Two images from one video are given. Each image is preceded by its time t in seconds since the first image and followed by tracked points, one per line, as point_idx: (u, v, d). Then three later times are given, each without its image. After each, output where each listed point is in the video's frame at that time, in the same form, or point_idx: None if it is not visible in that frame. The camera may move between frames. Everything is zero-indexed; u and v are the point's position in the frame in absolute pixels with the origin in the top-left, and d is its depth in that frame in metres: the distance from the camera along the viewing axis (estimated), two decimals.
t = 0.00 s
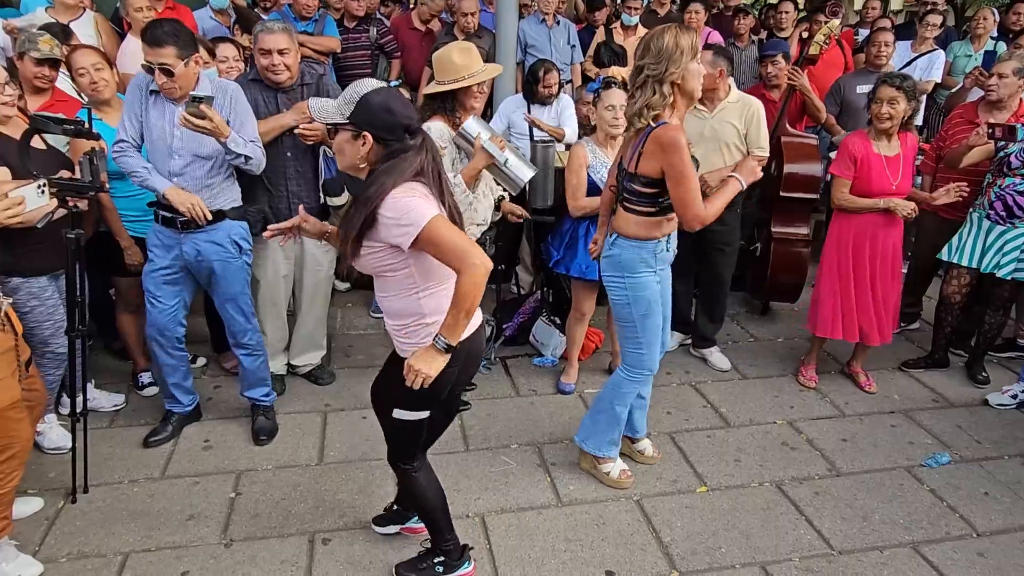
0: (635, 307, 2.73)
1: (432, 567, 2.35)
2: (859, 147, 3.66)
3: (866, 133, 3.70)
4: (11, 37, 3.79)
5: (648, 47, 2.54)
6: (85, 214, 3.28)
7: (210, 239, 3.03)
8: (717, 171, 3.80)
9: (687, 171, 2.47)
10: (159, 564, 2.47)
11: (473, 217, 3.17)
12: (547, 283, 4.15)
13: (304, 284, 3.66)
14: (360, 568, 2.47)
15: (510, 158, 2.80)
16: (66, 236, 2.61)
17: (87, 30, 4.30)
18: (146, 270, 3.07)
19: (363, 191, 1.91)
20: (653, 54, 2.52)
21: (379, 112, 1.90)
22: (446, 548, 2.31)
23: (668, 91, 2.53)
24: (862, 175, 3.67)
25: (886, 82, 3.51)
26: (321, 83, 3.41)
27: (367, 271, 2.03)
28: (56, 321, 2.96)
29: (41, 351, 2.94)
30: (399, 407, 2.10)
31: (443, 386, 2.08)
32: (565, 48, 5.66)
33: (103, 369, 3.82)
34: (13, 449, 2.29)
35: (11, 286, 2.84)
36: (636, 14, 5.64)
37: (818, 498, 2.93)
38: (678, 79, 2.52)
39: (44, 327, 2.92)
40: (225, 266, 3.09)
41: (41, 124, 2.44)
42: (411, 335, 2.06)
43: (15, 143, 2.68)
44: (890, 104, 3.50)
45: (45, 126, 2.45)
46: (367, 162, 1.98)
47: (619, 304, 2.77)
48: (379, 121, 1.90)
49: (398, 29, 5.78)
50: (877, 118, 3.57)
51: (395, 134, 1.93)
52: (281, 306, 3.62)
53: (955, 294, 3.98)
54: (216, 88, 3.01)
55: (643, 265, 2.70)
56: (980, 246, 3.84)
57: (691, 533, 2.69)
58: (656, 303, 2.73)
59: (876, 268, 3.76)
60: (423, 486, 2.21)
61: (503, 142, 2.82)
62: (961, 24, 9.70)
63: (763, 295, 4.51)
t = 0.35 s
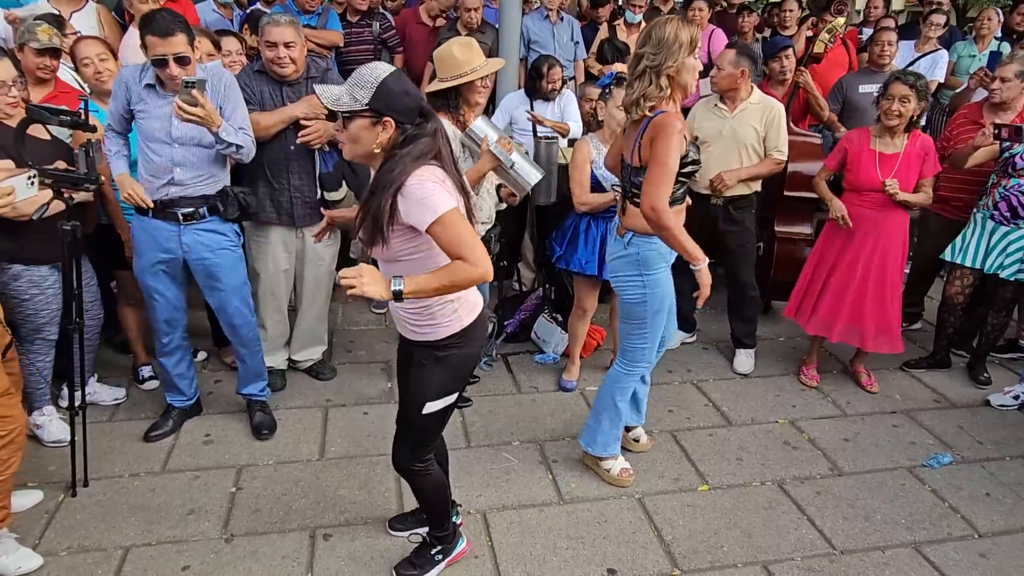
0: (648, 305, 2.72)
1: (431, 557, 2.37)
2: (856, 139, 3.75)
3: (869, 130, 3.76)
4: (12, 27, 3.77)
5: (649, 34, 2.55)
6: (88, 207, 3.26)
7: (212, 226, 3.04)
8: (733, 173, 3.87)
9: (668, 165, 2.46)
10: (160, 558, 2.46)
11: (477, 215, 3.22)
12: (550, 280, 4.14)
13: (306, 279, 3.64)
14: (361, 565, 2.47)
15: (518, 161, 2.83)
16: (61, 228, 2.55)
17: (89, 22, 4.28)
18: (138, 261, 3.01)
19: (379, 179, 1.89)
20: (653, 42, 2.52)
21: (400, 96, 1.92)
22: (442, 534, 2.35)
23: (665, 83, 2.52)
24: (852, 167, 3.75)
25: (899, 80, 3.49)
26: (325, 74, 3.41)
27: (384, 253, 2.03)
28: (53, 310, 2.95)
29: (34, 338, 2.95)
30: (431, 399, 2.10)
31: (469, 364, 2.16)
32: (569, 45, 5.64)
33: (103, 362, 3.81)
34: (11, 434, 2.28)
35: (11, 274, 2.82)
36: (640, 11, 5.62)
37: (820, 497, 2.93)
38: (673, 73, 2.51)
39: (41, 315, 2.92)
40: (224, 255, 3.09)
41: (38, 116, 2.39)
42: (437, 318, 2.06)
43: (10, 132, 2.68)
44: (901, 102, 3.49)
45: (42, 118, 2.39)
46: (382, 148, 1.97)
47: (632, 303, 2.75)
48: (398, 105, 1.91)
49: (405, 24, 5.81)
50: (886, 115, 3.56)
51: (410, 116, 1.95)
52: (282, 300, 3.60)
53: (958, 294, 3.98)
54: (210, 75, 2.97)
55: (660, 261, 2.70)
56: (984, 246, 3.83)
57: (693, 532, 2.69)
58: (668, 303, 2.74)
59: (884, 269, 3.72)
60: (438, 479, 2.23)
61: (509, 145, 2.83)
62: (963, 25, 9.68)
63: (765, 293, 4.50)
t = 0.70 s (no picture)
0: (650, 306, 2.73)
1: (439, 554, 2.36)
2: (865, 141, 3.83)
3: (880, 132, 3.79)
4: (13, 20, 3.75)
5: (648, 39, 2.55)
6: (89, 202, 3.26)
7: (217, 226, 3.04)
8: (770, 182, 3.82)
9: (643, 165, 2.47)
10: (158, 555, 2.45)
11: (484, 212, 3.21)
12: (551, 279, 4.14)
13: (306, 277, 3.64)
14: (360, 563, 2.46)
15: (524, 160, 2.90)
16: (61, 223, 2.55)
17: (92, 16, 4.28)
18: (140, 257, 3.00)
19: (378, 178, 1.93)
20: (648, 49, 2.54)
21: (383, 88, 1.88)
22: (448, 529, 2.35)
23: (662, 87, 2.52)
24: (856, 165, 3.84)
25: (903, 80, 3.50)
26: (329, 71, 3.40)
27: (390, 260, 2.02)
28: (57, 307, 2.95)
29: (39, 336, 2.94)
30: (413, 397, 2.10)
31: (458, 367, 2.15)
32: (571, 43, 5.63)
33: (102, 358, 3.80)
34: None
35: (13, 271, 2.82)
36: (643, 11, 5.61)
37: (820, 498, 2.93)
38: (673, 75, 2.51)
39: (45, 312, 2.92)
40: (226, 255, 3.08)
41: (35, 109, 2.38)
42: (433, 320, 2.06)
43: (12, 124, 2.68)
44: (903, 101, 3.49)
45: (39, 112, 2.38)
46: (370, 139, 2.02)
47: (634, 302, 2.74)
48: (383, 98, 1.88)
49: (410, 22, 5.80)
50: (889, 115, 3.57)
51: (396, 111, 1.90)
52: (282, 297, 3.60)
53: (959, 296, 3.98)
54: (213, 76, 2.99)
55: (660, 263, 2.71)
56: (985, 249, 3.83)
57: (693, 532, 2.69)
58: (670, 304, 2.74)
59: (886, 269, 3.72)
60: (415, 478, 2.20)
61: (516, 142, 2.88)
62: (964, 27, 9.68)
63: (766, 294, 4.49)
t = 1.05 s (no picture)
0: (639, 301, 2.72)
1: (433, 558, 2.36)
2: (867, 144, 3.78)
3: (883, 134, 3.76)
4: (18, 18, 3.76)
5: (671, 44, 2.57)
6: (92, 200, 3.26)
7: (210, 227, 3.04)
8: (773, 183, 3.82)
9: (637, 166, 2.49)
10: (161, 552, 2.46)
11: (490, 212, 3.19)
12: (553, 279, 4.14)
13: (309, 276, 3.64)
14: (362, 561, 2.47)
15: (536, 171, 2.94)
16: (66, 222, 2.56)
17: (96, 15, 4.29)
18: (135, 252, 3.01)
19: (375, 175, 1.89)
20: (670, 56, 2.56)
21: (382, 87, 1.89)
22: (450, 537, 2.33)
23: (676, 92, 2.56)
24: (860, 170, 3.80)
25: (910, 84, 3.48)
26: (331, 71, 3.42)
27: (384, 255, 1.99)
28: (58, 305, 2.95)
29: (39, 332, 2.94)
30: (438, 394, 2.08)
31: (473, 361, 2.13)
32: (574, 44, 5.63)
33: (105, 355, 3.81)
34: (23, 427, 2.27)
35: (15, 268, 2.82)
36: (646, 11, 5.61)
37: (821, 500, 2.93)
38: (687, 80, 2.53)
39: (46, 308, 2.92)
40: (219, 254, 3.08)
41: (42, 109, 2.37)
42: (442, 314, 2.03)
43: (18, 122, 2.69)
44: (911, 106, 3.49)
45: (48, 110, 2.38)
46: (370, 141, 1.96)
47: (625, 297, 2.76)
48: (383, 96, 1.89)
49: (408, 23, 5.74)
50: (896, 118, 3.56)
51: (395, 108, 1.91)
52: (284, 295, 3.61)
53: (960, 299, 3.98)
54: (204, 77, 2.98)
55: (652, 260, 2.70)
56: (987, 252, 3.84)
57: (693, 533, 2.69)
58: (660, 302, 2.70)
59: (886, 270, 3.74)
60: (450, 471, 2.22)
61: (531, 154, 2.96)
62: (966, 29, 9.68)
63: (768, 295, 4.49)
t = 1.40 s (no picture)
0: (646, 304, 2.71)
1: (424, 550, 2.39)
2: (876, 152, 3.69)
3: (886, 138, 3.71)
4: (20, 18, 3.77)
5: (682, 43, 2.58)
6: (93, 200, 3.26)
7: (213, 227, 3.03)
8: (768, 178, 3.83)
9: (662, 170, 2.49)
10: (162, 552, 2.46)
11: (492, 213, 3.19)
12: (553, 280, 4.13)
13: (311, 276, 3.65)
14: (363, 560, 2.47)
15: (533, 166, 2.85)
16: (68, 223, 2.57)
17: (99, 16, 4.29)
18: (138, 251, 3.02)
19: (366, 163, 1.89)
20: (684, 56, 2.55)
21: (381, 80, 1.89)
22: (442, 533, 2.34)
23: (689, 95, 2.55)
24: (876, 178, 3.69)
25: (916, 86, 3.49)
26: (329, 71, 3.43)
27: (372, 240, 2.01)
28: (61, 305, 2.95)
29: (43, 334, 2.94)
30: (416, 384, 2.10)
31: (452, 358, 2.09)
32: (575, 45, 5.64)
33: (106, 355, 3.82)
34: None
35: (16, 270, 2.82)
36: (648, 12, 5.61)
37: (821, 500, 2.93)
38: (697, 84, 2.54)
39: (49, 311, 2.91)
40: (226, 257, 3.08)
41: (46, 109, 2.38)
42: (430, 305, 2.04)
43: (20, 124, 2.70)
44: (919, 107, 3.47)
45: (51, 112, 2.39)
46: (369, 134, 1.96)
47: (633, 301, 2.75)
48: (381, 89, 1.89)
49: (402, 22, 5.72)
50: (905, 121, 3.54)
51: (394, 99, 1.93)
52: (286, 295, 3.62)
53: (961, 300, 3.98)
54: (213, 78, 2.99)
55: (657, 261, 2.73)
56: (988, 253, 3.84)
57: (693, 533, 2.69)
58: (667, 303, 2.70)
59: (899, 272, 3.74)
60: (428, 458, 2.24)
61: (529, 150, 2.87)
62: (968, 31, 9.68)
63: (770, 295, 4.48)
